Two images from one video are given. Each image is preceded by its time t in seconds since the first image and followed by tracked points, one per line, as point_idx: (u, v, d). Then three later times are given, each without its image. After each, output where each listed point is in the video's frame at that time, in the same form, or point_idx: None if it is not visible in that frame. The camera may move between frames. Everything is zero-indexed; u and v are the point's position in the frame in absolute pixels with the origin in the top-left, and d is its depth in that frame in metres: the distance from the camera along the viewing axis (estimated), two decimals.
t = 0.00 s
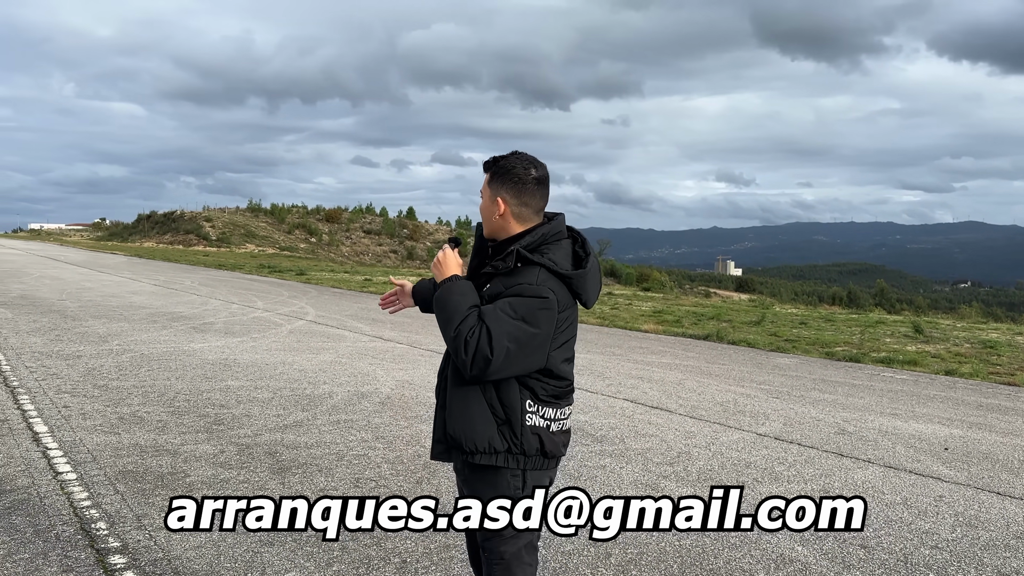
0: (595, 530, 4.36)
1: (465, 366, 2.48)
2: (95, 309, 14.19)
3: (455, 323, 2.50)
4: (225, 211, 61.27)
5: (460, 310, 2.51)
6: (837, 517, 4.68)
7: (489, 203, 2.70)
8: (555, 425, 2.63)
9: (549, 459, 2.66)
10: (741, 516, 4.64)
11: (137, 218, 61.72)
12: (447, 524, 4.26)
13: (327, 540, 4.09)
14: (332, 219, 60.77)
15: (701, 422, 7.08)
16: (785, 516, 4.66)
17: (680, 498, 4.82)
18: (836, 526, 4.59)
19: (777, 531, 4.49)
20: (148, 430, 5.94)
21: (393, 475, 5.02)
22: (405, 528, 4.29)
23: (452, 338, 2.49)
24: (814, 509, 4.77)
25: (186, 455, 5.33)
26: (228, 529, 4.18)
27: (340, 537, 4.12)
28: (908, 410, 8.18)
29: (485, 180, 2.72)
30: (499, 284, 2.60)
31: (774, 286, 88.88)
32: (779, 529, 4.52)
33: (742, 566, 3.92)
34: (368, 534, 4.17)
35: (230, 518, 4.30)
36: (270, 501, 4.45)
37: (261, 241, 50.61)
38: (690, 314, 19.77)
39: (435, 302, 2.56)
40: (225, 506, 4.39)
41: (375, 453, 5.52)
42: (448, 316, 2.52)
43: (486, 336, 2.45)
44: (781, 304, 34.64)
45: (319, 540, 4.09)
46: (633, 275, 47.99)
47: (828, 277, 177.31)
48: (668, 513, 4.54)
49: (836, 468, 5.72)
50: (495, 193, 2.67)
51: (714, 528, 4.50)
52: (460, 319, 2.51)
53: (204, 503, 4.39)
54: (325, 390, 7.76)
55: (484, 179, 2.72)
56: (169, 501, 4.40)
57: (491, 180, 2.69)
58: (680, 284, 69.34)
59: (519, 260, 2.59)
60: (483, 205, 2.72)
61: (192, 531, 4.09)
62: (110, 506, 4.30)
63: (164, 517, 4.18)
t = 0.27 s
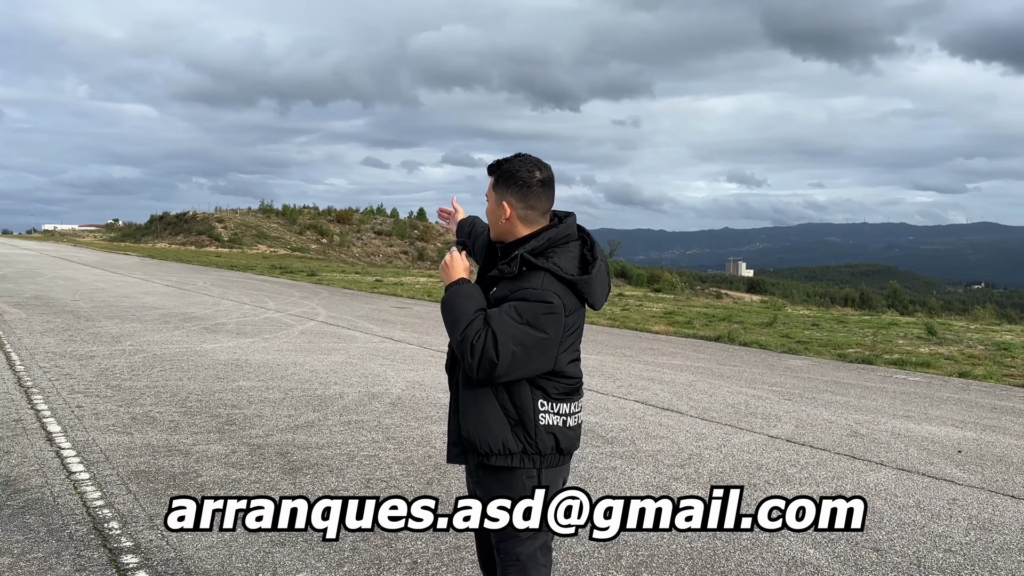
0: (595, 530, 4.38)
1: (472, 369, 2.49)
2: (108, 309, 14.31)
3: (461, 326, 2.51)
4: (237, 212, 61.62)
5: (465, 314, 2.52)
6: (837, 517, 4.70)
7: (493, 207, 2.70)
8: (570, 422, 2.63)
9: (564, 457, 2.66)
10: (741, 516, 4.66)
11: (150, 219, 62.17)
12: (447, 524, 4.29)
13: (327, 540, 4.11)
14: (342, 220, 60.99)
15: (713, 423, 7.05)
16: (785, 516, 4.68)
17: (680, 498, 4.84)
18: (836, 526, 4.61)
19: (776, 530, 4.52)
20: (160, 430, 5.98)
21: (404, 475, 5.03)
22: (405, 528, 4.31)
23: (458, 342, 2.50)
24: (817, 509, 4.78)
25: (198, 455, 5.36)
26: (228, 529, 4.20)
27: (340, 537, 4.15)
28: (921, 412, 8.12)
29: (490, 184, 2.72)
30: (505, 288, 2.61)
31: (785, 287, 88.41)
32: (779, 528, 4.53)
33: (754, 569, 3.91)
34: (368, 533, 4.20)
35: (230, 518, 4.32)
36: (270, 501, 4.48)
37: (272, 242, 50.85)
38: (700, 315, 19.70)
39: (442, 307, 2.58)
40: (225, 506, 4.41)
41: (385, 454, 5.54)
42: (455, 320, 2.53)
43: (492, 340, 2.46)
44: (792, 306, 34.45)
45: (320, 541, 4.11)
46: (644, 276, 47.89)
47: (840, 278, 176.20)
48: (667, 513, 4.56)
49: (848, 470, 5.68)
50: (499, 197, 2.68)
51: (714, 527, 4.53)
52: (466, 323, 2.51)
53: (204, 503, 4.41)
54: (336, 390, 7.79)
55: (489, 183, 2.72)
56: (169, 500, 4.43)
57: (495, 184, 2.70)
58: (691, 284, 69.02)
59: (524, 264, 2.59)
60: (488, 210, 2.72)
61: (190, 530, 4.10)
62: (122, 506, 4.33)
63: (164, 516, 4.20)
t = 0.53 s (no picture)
0: (595, 530, 4.37)
1: (494, 371, 2.48)
2: (129, 309, 14.49)
3: (481, 327, 2.50)
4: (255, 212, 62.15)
5: (485, 315, 2.51)
6: (837, 517, 4.68)
7: (511, 206, 2.70)
8: (590, 421, 2.65)
9: (585, 457, 2.67)
10: (741, 516, 4.64)
11: (170, 220, 62.87)
12: (447, 524, 4.30)
13: (327, 540, 4.12)
14: (359, 221, 61.32)
15: (730, 424, 7.01)
16: (785, 516, 4.67)
17: (681, 498, 4.83)
18: (836, 525, 4.60)
19: (776, 530, 4.51)
20: (180, 429, 6.05)
21: (420, 475, 5.05)
22: (405, 528, 4.33)
23: (479, 343, 2.49)
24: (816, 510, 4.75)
25: (217, 453, 5.42)
26: (227, 528, 4.21)
27: (340, 536, 4.15)
28: (942, 413, 8.01)
29: (508, 183, 2.72)
30: (524, 288, 2.62)
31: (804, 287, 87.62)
32: (779, 530, 4.51)
33: (771, 571, 3.88)
34: (367, 533, 4.21)
35: (230, 517, 4.33)
36: (270, 501, 4.49)
37: (290, 242, 51.21)
38: (717, 316, 19.59)
39: (462, 309, 2.56)
40: (225, 506, 4.42)
41: (402, 453, 5.56)
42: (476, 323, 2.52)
43: (514, 340, 2.45)
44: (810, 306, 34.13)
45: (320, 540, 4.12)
46: (660, 276, 47.71)
47: (860, 278, 174.37)
48: (667, 513, 4.54)
49: (867, 472, 5.63)
50: (518, 196, 2.67)
51: (714, 527, 4.52)
52: (486, 324, 2.50)
53: (204, 503, 4.43)
54: (353, 389, 7.84)
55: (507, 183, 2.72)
56: (170, 499, 4.45)
57: (514, 184, 2.69)
58: (708, 285, 68.59)
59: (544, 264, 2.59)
60: (506, 209, 2.72)
61: (190, 530, 4.12)
62: (143, 504, 4.38)
63: (164, 516, 4.22)
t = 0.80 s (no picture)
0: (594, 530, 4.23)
1: (541, 373, 2.45)
2: (160, 308, 14.76)
3: (525, 328, 2.46)
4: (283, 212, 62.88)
5: (528, 316, 2.47)
6: (837, 517, 4.63)
7: (543, 208, 2.68)
8: (625, 419, 2.66)
9: (618, 455, 2.69)
10: (741, 516, 4.59)
11: (199, 220, 63.88)
12: (447, 524, 4.29)
13: (327, 540, 4.09)
14: (385, 220, 61.76)
15: (757, 424, 6.95)
16: (785, 516, 4.62)
17: (680, 498, 4.78)
18: (836, 526, 4.55)
19: (776, 530, 4.46)
20: (211, 425, 6.16)
21: (446, 472, 5.08)
22: (405, 527, 4.30)
23: (523, 345, 2.45)
24: (816, 510, 4.70)
25: (246, 450, 5.50)
26: (227, 528, 4.19)
27: (340, 537, 4.14)
28: (974, 414, 7.86)
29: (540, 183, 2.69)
30: (563, 287, 2.60)
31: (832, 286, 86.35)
32: (778, 530, 4.46)
33: (795, 569, 3.85)
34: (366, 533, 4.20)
35: (229, 518, 4.32)
36: (270, 501, 4.47)
37: (316, 241, 51.71)
38: (743, 315, 19.42)
39: (504, 310, 2.50)
40: (225, 506, 4.41)
41: (428, 451, 5.60)
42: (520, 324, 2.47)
43: (562, 340, 2.43)
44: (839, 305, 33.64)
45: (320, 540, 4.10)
46: (686, 276, 47.37)
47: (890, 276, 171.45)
48: (667, 513, 4.45)
49: (896, 473, 5.54)
50: (555, 195, 2.65)
51: (714, 527, 4.47)
52: (530, 325, 2.46)
53: (204, 503, 4.42)
54: (380, 387, 7.91)
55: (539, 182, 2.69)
56: (170, 499, 4.44)
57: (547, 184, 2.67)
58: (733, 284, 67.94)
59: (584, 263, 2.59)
60: (538, 209, 2.69)
61: (189, 530, 4.10)
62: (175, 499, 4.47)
63: (164, 516, 4.21)
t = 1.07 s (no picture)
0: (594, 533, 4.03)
1: (610, 374, 2.42)
2: (200, 306, 15.08)
3: (597, 328, 2.41)
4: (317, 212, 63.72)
5: (598, 315, 2.42)
6: (837, 516, 4.56)
7: (609, 203, 2.67)
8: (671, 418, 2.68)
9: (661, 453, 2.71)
10: (741, 516, 4.51)
11: (236, 220, 65.04)
12: (447, 524, 4.25)
13: (327, 540, 4.04)
14: (417, 220, 62.19)
15: (792, 424, 6.85)
16: (785, 516, 4.55)
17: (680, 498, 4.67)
18: (836, 526, 4.49)
19: (776, 531, 4.39)
20: (250, 421, 6.28)
21: (480, 470, 5.10)
22: (405, 527, 4.27)
23: (596, 344, 2.40)
24: (812, 510, 4.64)
25: (284, 446, 5.60)
26: (227, 528, 4.15)
27: (339, 537, 4.09)
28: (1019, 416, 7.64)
29: (607, 178, 2.66)
30: (618, 284, 2.59)
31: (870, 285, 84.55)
32: (777, 531, 4.40)
33: (832, 570, 3.80)
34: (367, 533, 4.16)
35: (229, 518, 4.28)
36: (270, 501, 4.43)
37: (350, 241, 52.28)
38: (778, 314, 19.13)
39: (569, 311, 2.42)
40: (225, 506, 4.38)
41: (462, 448, 5.63)
42: (589, 324, 2.41)
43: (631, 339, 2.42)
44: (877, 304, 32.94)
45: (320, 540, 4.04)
46: (720, 275, 46.89)
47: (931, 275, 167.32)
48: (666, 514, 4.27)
49: (936, 474, 5.42)
50: (624, 191, 2.69)
51: (714, 528, 4.38)
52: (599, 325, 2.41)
53: (205, 503, 4.39)
54: (413, 385, 7.98)
55: (607, 177, 2.65)
56: (170, 499, 4.42)
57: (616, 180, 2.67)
58: (768, 283, 66.95)
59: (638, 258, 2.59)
60: (602, 204, 2.66)
61: (190, 531, 4.08)
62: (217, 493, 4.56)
63: (163, 517, 4.19)
